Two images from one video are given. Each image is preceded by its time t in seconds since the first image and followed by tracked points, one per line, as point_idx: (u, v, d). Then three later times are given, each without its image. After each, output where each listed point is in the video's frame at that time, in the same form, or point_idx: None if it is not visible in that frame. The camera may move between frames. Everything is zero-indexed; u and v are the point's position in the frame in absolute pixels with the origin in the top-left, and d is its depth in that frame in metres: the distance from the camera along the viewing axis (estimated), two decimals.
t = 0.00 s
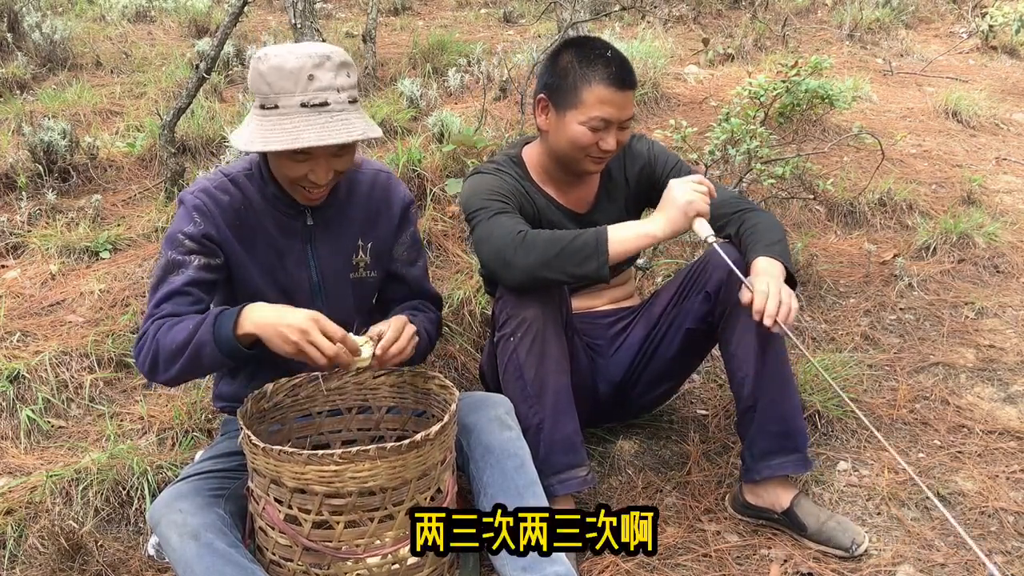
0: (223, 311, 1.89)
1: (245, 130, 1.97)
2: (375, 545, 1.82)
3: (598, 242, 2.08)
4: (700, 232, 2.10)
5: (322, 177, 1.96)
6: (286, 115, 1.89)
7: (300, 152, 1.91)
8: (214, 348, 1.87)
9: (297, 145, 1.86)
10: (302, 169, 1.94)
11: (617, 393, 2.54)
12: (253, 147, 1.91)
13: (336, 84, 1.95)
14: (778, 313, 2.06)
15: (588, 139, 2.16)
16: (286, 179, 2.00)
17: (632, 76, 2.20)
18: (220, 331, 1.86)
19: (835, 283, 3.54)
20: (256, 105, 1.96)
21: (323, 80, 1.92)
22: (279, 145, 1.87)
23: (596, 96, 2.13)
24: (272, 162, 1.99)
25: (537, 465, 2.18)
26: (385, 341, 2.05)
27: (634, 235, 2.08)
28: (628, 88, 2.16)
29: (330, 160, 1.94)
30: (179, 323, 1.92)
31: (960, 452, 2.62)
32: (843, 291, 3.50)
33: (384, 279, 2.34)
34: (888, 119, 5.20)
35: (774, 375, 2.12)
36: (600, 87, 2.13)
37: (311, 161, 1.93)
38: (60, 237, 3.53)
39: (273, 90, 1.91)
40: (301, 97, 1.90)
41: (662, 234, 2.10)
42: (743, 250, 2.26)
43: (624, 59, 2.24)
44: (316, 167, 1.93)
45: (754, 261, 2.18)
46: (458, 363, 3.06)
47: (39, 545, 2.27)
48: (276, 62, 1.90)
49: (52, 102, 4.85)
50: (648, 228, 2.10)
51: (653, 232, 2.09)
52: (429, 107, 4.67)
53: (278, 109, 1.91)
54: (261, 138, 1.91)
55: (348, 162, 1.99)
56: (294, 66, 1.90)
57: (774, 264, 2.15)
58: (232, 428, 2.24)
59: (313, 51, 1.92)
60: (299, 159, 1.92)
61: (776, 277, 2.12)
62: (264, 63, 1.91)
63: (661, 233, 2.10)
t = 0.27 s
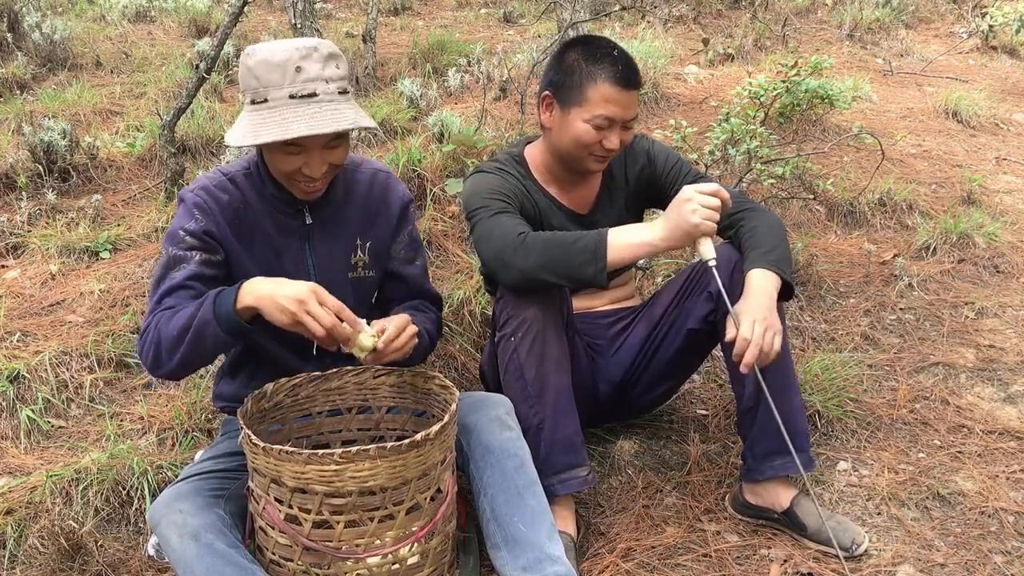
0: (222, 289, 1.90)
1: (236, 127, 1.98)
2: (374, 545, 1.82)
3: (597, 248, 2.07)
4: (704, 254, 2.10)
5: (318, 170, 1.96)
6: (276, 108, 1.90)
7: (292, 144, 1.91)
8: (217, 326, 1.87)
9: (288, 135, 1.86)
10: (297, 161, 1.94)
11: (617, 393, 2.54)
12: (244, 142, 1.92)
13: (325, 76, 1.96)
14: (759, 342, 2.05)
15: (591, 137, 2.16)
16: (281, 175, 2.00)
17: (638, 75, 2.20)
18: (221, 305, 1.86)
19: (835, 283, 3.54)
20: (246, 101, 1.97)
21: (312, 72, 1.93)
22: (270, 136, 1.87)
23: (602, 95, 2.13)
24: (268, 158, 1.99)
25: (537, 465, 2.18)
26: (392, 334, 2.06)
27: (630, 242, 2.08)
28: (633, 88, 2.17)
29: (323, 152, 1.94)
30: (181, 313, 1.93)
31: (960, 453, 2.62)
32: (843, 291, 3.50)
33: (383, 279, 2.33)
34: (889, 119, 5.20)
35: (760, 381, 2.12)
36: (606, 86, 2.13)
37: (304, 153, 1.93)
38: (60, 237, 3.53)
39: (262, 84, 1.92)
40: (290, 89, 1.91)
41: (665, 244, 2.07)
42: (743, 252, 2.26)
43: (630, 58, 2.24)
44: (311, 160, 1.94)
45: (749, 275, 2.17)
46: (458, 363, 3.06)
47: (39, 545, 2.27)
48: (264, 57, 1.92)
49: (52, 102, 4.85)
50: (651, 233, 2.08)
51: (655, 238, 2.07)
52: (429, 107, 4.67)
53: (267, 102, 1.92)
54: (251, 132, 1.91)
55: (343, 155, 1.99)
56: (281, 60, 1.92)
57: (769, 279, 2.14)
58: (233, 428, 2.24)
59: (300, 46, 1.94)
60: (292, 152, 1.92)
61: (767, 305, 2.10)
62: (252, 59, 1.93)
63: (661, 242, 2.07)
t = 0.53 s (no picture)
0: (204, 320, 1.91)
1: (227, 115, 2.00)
2: (375, 545, 1.82)
3: (597, 250, 2.09)
4: (704, 257, 2.09)
5: (312, 149, 1.96)
6: (264, 84, 1.92)
7: (284, 121, 1.92)
8: (201, 358, 1.90)
9: (276, 105, 1.87)
10: (291, 141, 1.95)
11: (617, 393, 2.54)
12: (235, 120, 1.92)
13: (312, 53, 1.99)
14: (756, 343, 2.05)
15: (589, 137, 2.16)
16: (275, 163, 2.00)
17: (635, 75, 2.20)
18: (202, 343, 1.89)
19: (835, 283, 3.54)
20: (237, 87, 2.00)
21: (298, 50, 1.96)
22: (260, 108, 1.88)
23: (599, 94, 2.13)
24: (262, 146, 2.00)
25: (537, 465, 2.18)
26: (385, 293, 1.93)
27: (631, 244, 2.08)
28: (631, 87, 2.17)
29: (317, 128, 1.95)
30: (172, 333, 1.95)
31: (960, 453, 2.62)
32: (843, 291, 3.50)
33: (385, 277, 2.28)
34: (889, 119, 5.20)
35: (759, 380, 2.11)
36: (603, 86, 2.13)
37: (298, 129, 1.94)
38: (60, 237, 3.53)
39: (250, 65, 1.95)
40: (277, 65, 1.93)
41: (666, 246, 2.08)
42: (743, 253, 2.26)
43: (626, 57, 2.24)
44: (304, 136, 1.94)
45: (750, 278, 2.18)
46: (458, 363, 3.06)
47: (39, 545, 2.27)
48: (251, 42, 1.97)
49: (52, 102, 4.85)
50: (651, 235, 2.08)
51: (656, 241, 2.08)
52: (429, 107, 4.67)
53: (256, 80, 1.94)
54: (242, 111, 1.91)
55: (336, 133, 2.00)
56: (268, 41, 1.96)
57: (772, 281, 2.15)
58: (232, 428, 2.24)
59: (286, 29, 1.99)
60: (284, 130, 1.93)
61: (767, 307, 2.09)
62: (240, 45, 1.98)
63: (661, 245, 2.07)
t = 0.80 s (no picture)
0: (229, 347, 1.91)
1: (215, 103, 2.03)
2: (374, 545, 1.82)
3: (605, 253, 2.13)
4: (700, 267, 2.16)
5: (298, 126, 1.97)
6: (249, 63, 1.95)
7: (269, 97, 1.95)
8: (221, 384, 1.90)
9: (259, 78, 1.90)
10: (277, 120, 1.97)
11: (617, 393, 2.54)
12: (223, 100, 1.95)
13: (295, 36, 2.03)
14: (746, 354, 2.07)
15: (531, 129, 2.22)
16: (263, 149, 2.01)
17: (581, 64, 2.19)
18: (226, 373, 1.89)
19: (835, 283, 3.54)
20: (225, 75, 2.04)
21: (279, 31, 2.00)
22: (246, 83, 1.91)
23: (532, 83, 2.19)
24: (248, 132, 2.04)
25: (537, 466, 2.18)
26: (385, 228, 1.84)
27: (637, 250, 2.14)
28: (570, 76, 2.16)
29: (301, 106, 1.98)
30: (181, 350, 1.95)
31: (960, 453, 2.62)
32: (843, 291, 3.50)
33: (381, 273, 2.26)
34: (889, 119, 5.20)
35: (759, 388, 2.13)
36: (535, 75, 2.18)
37: (283, 107, 1.96)
38: (60, 237, 3.53)
39: (235, 50, 2.00)
40: (261, 45, 1.97)
41: (671, 253, 2.15)
42: (745, 254, 2.26)
43: (592, 51, 2.25)
44: (289, 114, 1.97)
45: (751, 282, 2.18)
46: (458, 363, 3.06)
47: (39, 545, 2.27)
48: (236, 30, 2.02)
49: (52, 101, 4.85)
50: (658, 242, 2.16)
51: (662, 246, 2.15)
52: (429, 107, 4.67)
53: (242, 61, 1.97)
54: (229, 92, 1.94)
55: (323, 113, 2.03)
56: (252, 27, 2.01)
57: (774, 286, 2.14)
58: (232, 428, 2.24)
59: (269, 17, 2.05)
60: (269, 109, 1.96)
61: (765, 317, 2.08)
62: (225, 34, 2.03)
63: (666, 251, 2.15)
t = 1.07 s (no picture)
0: (241, 353, 1.93)
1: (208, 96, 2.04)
2: (374, 544, 1.82)
3: (606, 251, 2.13)
4: (700, 268, 2.18)
5: (286, 117, 1.97)
6: (238, 55, 1.96)
7: (257, 88, 1.96)
8: (229, 389, 1.91)
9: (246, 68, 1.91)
10: (265, 112, 1.97)
11: (617, 392, 2.54)
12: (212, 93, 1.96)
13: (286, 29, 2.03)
14: (747, 355, 2.07)
15: (503, 130, 2.26)
16: (252, 141, 2.01)
17: (542, 59, 2.22)
18: (235, 378, 1.90)
19: (835, 283, 3.54)
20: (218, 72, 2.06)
21: (271, 24, 2.00)
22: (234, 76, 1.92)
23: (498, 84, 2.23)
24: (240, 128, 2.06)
25: (537, 465, 2.18)
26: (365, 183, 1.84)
27: (638, 249, 2.14)
28: (532, 72, 2.20)
29: (290, 97, 1.98)
30: (189, 352, 1.95)
31: (960, 453, 2.62)
32: (843, 291, 3.50)
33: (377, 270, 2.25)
34: (888, 119, 5.20)
35: (760, 389, 2.14)
36: (500, 76, 2.23)
37: (271, 98, 1.97)
38: (60, 237, 3.53)
39: (226, 44, 2.01)
40: (251, 38, 1.97)
41: (673, 251, 2.16)
42: (743, 254, 2.26)
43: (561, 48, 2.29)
44: (277, 105, 1.97)
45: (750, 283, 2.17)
46: (458, 363, 3.06)
47: (39, 545, 2.27)
48: (228, 26, 2.04)
49: (52, 101, 4.85)
50: (658, 241, 2.16)
51: (664, 245, 2.16)
52: (429, 107, 4.67)
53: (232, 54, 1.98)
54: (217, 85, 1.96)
55: (312, 105, 2.02)
56: (243, 21, 2.02)
57: (772, 288, 2.13)
58: (231, 428, 2.24)
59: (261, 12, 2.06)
60: (258, 101, 1.97)
61: (765, 318, 2.08)
62: (218, 30, 2.04)
63: (666, 251, 2.15)
